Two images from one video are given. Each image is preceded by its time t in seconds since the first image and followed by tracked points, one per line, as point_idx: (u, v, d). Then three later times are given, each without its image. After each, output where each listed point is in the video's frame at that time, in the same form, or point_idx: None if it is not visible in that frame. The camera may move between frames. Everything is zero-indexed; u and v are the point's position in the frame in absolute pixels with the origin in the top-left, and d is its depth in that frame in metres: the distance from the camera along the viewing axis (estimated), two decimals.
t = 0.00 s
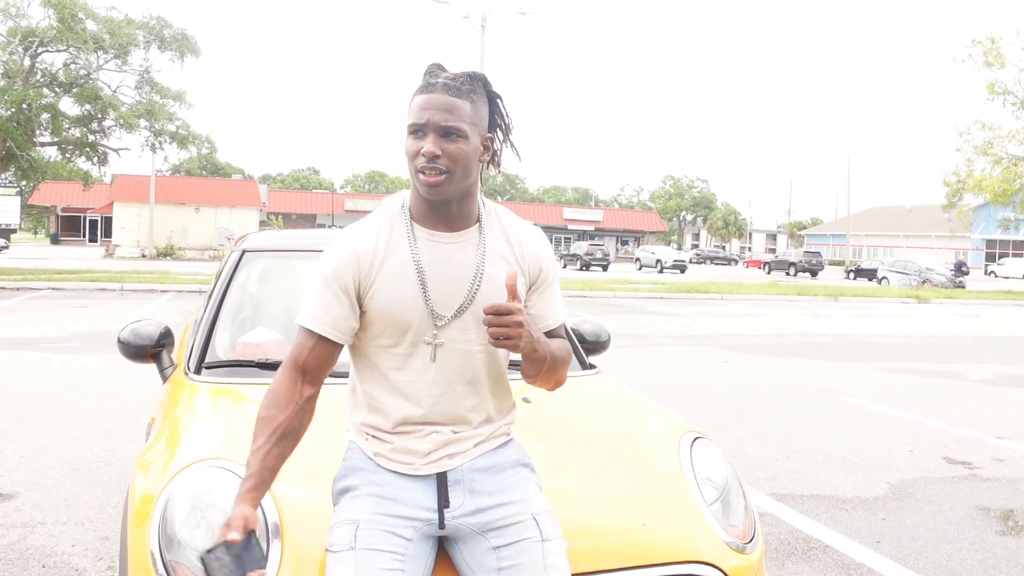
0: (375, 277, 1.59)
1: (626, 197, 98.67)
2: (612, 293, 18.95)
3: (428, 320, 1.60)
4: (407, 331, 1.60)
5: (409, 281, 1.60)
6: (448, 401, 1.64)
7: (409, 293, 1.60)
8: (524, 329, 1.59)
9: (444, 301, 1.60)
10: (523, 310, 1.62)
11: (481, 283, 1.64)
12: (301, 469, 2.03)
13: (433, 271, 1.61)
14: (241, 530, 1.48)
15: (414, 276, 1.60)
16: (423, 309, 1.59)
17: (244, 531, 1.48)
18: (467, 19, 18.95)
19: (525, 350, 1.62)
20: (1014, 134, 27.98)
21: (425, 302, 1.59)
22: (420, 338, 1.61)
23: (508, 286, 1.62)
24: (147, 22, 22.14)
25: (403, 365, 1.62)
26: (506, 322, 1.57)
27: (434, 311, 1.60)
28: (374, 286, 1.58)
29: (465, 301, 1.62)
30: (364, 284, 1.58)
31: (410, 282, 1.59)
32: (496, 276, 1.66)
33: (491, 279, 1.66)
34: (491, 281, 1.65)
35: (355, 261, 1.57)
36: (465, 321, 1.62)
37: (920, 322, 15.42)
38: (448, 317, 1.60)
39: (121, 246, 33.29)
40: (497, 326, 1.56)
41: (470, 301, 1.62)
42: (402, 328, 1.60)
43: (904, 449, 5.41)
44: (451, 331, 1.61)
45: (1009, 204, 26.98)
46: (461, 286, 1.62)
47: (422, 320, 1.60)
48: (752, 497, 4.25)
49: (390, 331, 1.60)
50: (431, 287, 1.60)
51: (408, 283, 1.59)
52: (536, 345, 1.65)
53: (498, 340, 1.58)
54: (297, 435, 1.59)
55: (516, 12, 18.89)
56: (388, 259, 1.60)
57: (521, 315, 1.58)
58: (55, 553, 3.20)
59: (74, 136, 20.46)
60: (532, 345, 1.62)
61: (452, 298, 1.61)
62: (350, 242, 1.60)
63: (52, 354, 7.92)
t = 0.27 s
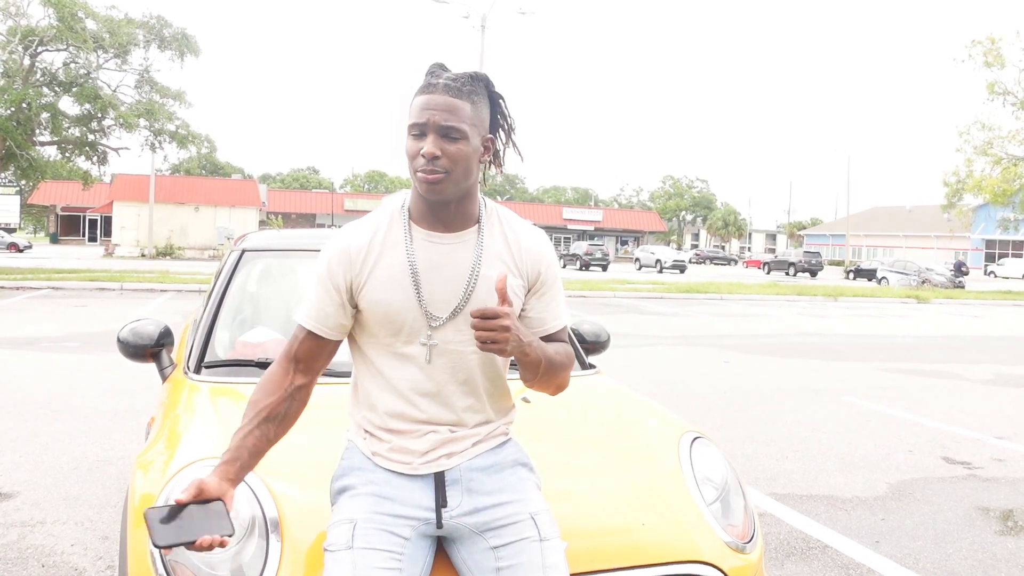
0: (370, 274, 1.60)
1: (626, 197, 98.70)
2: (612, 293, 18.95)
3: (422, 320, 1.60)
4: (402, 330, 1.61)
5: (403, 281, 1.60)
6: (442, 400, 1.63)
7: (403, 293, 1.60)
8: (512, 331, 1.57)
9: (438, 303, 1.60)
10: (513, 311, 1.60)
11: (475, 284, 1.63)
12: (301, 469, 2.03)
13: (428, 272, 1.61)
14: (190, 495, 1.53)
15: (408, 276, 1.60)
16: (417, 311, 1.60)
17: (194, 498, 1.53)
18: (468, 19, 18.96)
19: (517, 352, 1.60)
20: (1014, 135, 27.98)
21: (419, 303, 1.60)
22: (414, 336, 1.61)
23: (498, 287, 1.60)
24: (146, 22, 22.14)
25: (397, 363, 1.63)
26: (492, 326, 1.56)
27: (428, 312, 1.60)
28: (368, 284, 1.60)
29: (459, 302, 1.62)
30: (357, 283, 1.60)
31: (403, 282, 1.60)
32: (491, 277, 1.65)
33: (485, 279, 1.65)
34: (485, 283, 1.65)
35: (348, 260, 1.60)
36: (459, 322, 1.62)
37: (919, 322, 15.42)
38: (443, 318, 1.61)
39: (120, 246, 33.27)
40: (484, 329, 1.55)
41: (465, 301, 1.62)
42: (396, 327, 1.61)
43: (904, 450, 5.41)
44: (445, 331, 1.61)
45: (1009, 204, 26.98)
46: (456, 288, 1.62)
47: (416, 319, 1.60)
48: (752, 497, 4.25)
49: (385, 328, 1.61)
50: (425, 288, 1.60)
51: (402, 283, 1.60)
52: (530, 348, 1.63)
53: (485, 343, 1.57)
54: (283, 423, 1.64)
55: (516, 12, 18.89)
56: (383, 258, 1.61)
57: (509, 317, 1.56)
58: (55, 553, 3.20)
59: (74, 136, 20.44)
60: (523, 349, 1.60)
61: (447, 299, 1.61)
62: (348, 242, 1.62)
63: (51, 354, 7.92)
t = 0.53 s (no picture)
0: (378, 277, 1.59)
1: (625, 197, 98.74)
2: (611, 293, 18.95)
3: (426, 320, 1.60)
4: (405, 331, 1.60)
5: (406, 283, 1.59)
6: (444, 400, 1.63)
7: (407, 293, 1.60)
8: (503, 318, 1.57)
9: (439, 302, 1.60)
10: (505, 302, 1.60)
11: (473, 283, 1.64)
12: (301, 470, 2.03)
13: (429, 273, 1.61)
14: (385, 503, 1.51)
15: (408, 277, 1.60)
16: (420, 309, 1.59)
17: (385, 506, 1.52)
18: (467, 19, 18.97)
19: (513, 345, 1.61)
20: (1013, 135, 28.00)
21: (422, 303, 1.59)
22: (417, 338, 1.61)
23: (491, 279, 1.61)
24: (146, 22, 22.14)
25: (400, 365, 1.62)
26: (483, 312, 1.55)
27: (431, 313, 1.60)
28: (375, 287, 1.58)
29: (460, 300, 1.62)
30: (364, 284, 1.58)
31: (406, 284, 1.59)
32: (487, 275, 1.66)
33: (481, 277, 1.65)
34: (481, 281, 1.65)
35: (357, 263, 1.58)
36: (459, 322, 1.62)
37: (918, 321, 15.45)
38: (444, 319, 1.60)
39: (120, 246, 33.27)
40: (476, 315, 1.54)
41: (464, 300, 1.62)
42: (402, 329, 1.59)
43: (903, 449, 5.41)
44: (446, 331, 1.61)
45: (1008, 204, 27.00)
46: (455, 286, 1.62)
47: (420, 321, 1.59)
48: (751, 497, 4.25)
49: (389, 331, 1.60)
50: (427, 289, 1.60)
51: (404, 283, 1.60)
52: (525, 340, 1.63)
53: (478, 330, 1.56)
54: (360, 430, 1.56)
55: (516, 12, 18.90)
56: (387, 260, 1.60)
57: (502, 306, 1.56)
58: (55, 553, 3.20)
59: (73, 136, 20.41)
60: (516, 338, 1.60)
61: (447, 299, 1.61)
62: (351, 244, 1.61)
63: (52, 354, 7.93)
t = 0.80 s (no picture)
0: (388, 279, 1.58)
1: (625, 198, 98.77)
2: (611, 293, 18.95)
3: (436, 322, 1.59)
4: (417, 332, 1.59)
5: (414, 285, 1.59)
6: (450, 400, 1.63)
7: (419, 295, 1.59)
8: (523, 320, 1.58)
9: (449, 302, 1.60)
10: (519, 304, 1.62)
11: (480, 284, 1.64)
12: (302, 471, 2.03)
13: (438, 274, 1.61)
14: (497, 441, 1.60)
15: (420, 279, 1.59)
16: (433, 310, 1.58)
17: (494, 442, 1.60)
18: (467, 19, 18.98)
19: (523, 343, 1.62)
20: (1013, 135, 28.01)
21: (433, 305, 1.59)
22: (428, 339, 1.60)
23: (505, 281, 1.61)
24: (146, 23, 22.14)
25: (409, 367, 1.61)
26: (504, 315, 1.56)
27: (441, 314, 1.59)
28: (389, 290, 1.57)
29: (468, 301, 1.62)
30: (380, 288, 1.57)
31: (414, 284, 1.59)
32: (493, 276, 1.66)
33: (489, 278, 1.66)
34: (490, 280, 1.65)
35: (372, 267, 1.56)
36: (468, 322, 1.62)
37: (919, 322, 15.44)
38: (455, 320, 1.60)
39: (119, 247, 33.26)
40: (497, 318, 1.55)
41: (471, 302, 1.62)
42: (411, 331, 1.59)
43: (903, 449, 5.42)
44: (456, 331, 1.61)
45: (1008, 204, 27.02)
46: (463, 285, 1.62)
47: (432, 324, 1.59)
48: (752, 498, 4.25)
49: (403, 333, 1.58)
50: (438, 290, 1.60)
51: (416, 285, 1.59)
52: (533, 339, 1.65)
53: (500, 333, 1.57)
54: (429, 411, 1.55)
55: (515, 12, 18.90)
56: (394, 262, 1.59)
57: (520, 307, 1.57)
58: (55, 555, 3.20)
59: (73, 137, 20.41)
60: (529, 338, 1.63)
61: (457, 299, 1.61)
62: (361, 248, 1.59)
63: (51, 355, 7.93)
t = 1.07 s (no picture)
0: (388, 280, 1.57)
1: (624, 199, 98.85)
2: (609, 294, 18.96)
3: (437, 324, 1.59)
4: (416, 335, 1.59)
5: (417, 286, 1.59)
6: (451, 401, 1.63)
7: (416, 296, 1.59)
8: (526, 328, 1.59)
9: (449, 303, 1.60)
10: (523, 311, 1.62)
11: (484, 287, 1.64)
12: (302, 470, 2.03)
13: (440, 276, 1.61)
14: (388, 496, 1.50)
15: (420, 281, 1.59)
16: (432, 311, 1.59)
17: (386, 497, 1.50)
18: (465, 20, 19.00)
19: (526, 349, 1.62)
20: (1011, 136, 28.05)
21: (433, 307, 1.59)
22: (428, 342, 1.60)
23: (509, 287, 1.61)
24: (144, 24, 22.13)
25: (409, 368, 1.61)
26: (506, 322, 1.57)
27: (442, 316, 1.59)
28: (386, 292, 1.57)
29: (471, 303, 1.62)
30: (372, 289, 1.57)
31: (416, 286, 1.59)
32: (497, 279, 1.66)
33: (492, 281, 1.66)
34: (493, 283, 1.66)
35: (366, 269, 1.55)
36: (470, 324, 1.62)
37: (917, 322, 15.47)
38: (456, 322, 1.60)
39: (118, 248, 33.23)
40: (500, 325, 1.55)
41: (474, 304, 1.63)
42: (411, 333, 1.59)
43: (902, 450, 5.42)
44: (457, 334, 1.61)
45: (1006, 205, 27.07)
46: (465, 289, 1.62)
47: (432, 326, 1.59)
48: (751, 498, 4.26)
49: (397, 335, 1.59)
50: (438, 290, 1.60)
51: (414, 287, 1.58)
52: (537, 345, 1.65)
53: (502, 339, 1.57)
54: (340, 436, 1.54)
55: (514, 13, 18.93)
56: (396, 264, 1.59)
57: (523, 314, 1.58)
58: (53, 555, 3.19)
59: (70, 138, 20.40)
60: (533, 344, 1.63)
61: (458, 302, 1.61)
62: (358, 248, 1.59)
63: (50, 356, 7.92)
